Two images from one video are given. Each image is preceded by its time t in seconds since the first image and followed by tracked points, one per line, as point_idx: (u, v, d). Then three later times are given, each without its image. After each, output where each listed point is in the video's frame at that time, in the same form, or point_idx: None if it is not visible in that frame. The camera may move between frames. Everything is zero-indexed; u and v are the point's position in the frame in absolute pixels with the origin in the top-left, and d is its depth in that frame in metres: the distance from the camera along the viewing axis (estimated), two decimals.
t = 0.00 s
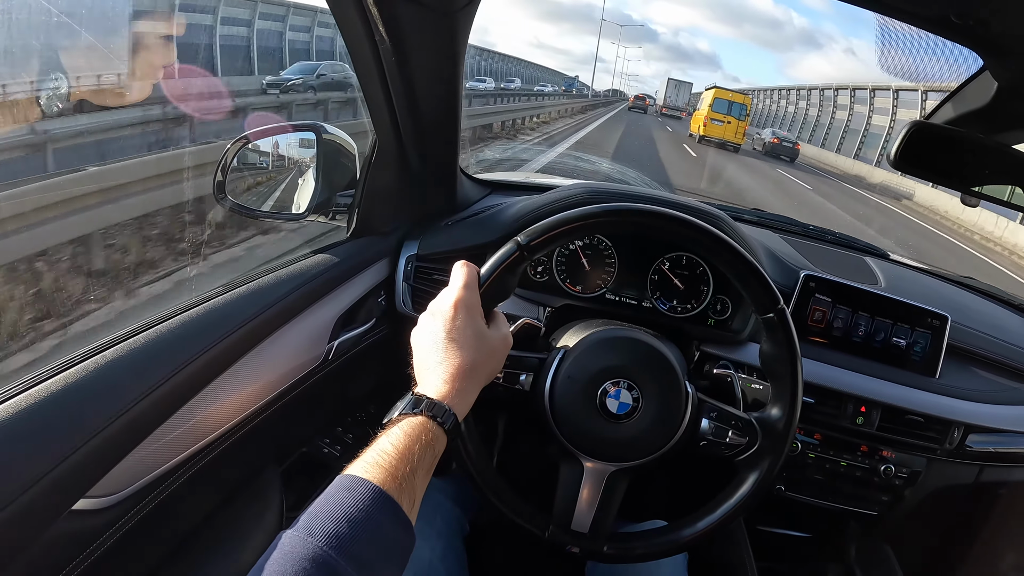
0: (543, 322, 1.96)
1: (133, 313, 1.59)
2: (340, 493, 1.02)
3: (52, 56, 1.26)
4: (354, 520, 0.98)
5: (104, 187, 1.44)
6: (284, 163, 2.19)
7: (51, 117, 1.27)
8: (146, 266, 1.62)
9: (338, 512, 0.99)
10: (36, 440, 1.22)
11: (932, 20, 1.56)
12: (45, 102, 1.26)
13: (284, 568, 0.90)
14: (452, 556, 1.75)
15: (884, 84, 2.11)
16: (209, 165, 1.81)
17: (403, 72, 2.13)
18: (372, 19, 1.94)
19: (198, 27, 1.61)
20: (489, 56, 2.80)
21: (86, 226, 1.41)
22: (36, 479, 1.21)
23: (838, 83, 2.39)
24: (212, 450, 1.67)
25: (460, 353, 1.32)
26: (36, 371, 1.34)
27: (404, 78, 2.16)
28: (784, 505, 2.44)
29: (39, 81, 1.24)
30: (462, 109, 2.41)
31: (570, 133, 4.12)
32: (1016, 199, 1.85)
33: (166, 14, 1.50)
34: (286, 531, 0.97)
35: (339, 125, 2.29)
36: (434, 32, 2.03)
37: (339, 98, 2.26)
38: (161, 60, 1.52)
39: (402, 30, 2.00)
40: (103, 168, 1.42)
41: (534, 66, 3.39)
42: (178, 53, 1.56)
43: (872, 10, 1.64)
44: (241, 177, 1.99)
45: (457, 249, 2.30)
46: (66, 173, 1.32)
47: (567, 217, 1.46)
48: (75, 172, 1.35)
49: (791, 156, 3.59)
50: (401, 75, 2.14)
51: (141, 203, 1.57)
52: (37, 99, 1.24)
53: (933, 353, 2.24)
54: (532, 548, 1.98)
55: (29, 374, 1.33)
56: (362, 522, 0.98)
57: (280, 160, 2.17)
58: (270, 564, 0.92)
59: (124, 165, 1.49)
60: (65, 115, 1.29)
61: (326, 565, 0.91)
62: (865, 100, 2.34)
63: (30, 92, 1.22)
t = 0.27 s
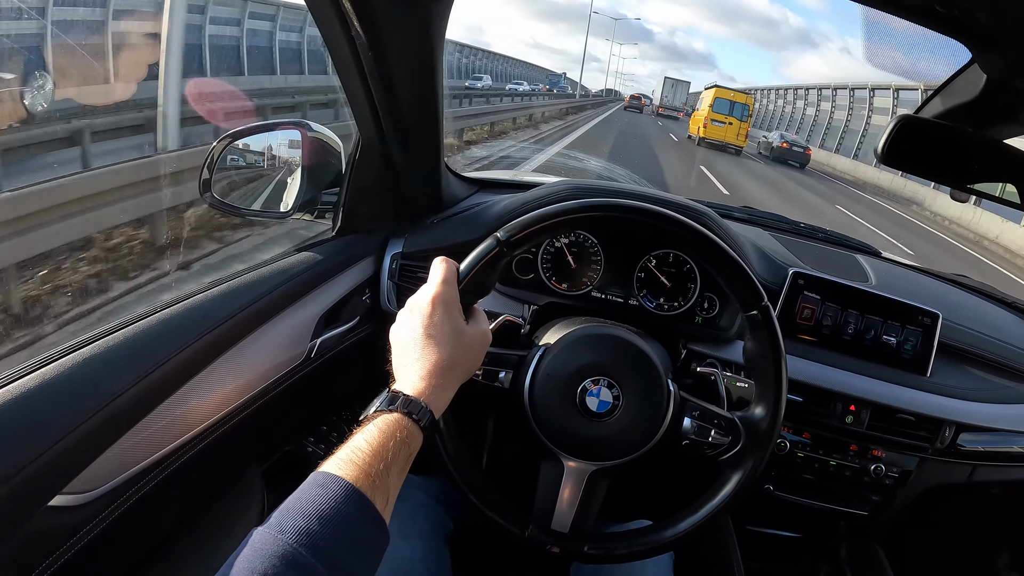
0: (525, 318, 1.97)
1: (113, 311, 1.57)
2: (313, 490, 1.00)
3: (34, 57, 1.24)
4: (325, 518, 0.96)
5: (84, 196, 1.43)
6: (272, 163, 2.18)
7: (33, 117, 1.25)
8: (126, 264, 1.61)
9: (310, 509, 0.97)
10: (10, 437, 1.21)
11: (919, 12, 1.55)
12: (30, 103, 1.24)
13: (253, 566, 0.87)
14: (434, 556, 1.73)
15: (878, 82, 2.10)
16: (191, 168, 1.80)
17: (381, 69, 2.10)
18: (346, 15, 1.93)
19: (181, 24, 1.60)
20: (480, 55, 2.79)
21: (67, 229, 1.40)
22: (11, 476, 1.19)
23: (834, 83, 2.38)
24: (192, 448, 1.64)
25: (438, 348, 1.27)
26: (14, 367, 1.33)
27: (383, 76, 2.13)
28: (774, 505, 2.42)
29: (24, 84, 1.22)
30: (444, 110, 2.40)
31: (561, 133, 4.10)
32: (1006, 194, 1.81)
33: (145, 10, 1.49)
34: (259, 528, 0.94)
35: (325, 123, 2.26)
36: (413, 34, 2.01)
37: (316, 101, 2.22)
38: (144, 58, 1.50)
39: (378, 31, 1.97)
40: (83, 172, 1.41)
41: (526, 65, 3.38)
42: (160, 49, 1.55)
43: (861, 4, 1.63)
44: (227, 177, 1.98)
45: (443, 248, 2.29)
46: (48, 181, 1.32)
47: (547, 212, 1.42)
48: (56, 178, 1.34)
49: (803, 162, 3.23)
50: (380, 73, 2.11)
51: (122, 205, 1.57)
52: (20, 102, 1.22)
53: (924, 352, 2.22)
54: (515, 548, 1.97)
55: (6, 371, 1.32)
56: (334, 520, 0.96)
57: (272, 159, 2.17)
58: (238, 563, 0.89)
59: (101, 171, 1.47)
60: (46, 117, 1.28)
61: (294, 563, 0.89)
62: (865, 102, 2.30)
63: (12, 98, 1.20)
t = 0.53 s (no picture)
0: (514, 316, 1.95)
1: (97, 309, 1.56)
2: (294, 489, 0.98)
3: (21, 58, 1.21)
4: (307, 517, 0.94)
5: (70, 201, 1.42)
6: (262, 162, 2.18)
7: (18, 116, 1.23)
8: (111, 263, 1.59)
9: (292, 508, 0.95)
10: None
11: (910, 5, 1.53)
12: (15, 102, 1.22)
13: (232, 566, 0.85)
14: (423, 556, 1.71)
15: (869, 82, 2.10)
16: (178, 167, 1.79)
17: (365, 63, 2.06)
18: (329, 7, 1.89)
19: (167, 22, 1.58)
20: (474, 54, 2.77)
21: (52, 229, 1.38)
22: None
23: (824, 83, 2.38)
24: (178, 447, 1.62)
25: (423, 346, 1.25)
26: None
27: (367, 70, 2.09)
28: (769, 505, 2.40)
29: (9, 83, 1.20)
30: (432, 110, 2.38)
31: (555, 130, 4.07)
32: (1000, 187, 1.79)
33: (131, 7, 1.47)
34: (238, 528, 0.92)
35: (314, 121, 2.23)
36: (401, 30, 1.99)
37: (295, 104, 2.19)
38: (133, 56, 1.49)
39: (361, 25, 1.94)
40: (69, 173, 1.40)
41: (519, 65, 3.35)
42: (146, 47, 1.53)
43: None
44: (217, 175, 1.97)
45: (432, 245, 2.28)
46: (34, 183, 1.31)
47: (533, 208, 1.39)
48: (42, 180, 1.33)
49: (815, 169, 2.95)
50: (363, 65, 2.07)
51: (110, 205, 1.55)
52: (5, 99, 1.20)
53: (919, 349, 2.20)
54: (505, 548, 1.95)
55: None
56: (316, 518, 0.94)
57: (260, 158, 2.16)
58: (218, 562, 0.87)
59: (86, 170, 1.45)
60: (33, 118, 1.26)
61: (274, 563, 0.87)
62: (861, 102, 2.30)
63: None
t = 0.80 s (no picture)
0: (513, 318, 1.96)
1: (95, 313, 1.56)
2: (294, 492, 0.98)
3: (18, 59, 1.21)
4: (306, 520, 0.94)
5: (65, 203, 1.42)
6: (261, 162, 2.16)
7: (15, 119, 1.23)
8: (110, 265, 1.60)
9: (293, 511, 0.96)
10: None
11: (903, 8, 1.54)
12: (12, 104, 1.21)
13: (233, 569, 0.86)
14: (421, 557, 1.72)
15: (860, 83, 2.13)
16: (174, 169, 1.79)
17: (362, 65, 2.06)
18: (328, 11, 1.89)
19: (164, 25, 1.59)
20: (472, 55, 2.77)
21: (51, 231, 1.39)
22: None
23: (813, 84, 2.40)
24: (178, 448, 1.62)
25: (420, 350, 1.25)
26: None
27: (368, 74, 2.10)
28: (766, 504, 2.41)
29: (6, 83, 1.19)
30: (430, 113, 2.38)
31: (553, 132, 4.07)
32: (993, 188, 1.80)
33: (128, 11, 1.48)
34: (239, 530, 0.93)
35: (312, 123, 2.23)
36: (396, 34, 1.99)
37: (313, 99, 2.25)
38: (129, 59, 1.50)
39: (359, 29, 1.95)
40: (64, 175, 1.40)
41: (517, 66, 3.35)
42: (141, 49, 1.53)
43: None
44: (215, 179, 1.97)
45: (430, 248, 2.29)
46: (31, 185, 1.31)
47: (530, 211, 1.40)
48: (39, 182, 1.33)
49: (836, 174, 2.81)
50: (365, 70, 2.08)
51: (107, 207, 1.56)
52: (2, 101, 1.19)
53: (915, 350, 2.21)
54: (504, 549, 1.96)
55: None
56: (316, 522, 0.95)
57: (258, 160, 2.14)
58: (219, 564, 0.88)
59: (82, 171, 1.46)
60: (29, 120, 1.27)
61: (274, 566, 0.88)
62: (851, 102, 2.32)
63: None
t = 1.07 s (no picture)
0: (513, 316, 1.96)
1: (92, 311, 1.55)
2: (291, 494, 0.98)
3: (16, 59, 1.20)
4: (303, 522, 0.94)
5: (60, 202, 1.41)
6: (257, 161, 2.20)
7: (11, 120, 1.21)
8: (104, 263, 1.59)
9: (290, 514, 0.95)
10: None
11: (904, 3, 1.53)
12: (9, 104, 1.20)
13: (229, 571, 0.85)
14: (421, 557, 1.70)
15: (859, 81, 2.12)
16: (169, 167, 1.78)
17: (359, 63, 2.05)
18: (325, 9, 1.88)
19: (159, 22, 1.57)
20: (469, 53, 2.76)
21: (46, 229, 1.38)
22: None
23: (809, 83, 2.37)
24: (176, 448, 1.61)
25: (418, 350, 1.25)
26: None
27: (364, 71, 2.08)
28: (765, 503, 2.41)
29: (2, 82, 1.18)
30: (428, 111, 2.37)
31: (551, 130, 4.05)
32: (990, 185, 1.81)
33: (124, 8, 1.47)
34: (237, 532, 0.92)
35: (308, 121, 2.25)
36: (393, 32, 1.97)
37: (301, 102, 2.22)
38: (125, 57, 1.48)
39: (356, 27, 1.93)
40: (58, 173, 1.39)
41: (514, 66, 3.33)
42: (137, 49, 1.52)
43: None
44: (212, 175, 1.99)
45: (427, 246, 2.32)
46: (28, 185, 1.30)
47: (528, 208, 1.39)
48: (36, 182, 1.32)
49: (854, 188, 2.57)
50: (361, 67, 2.06)
51: (101, 205, 1.55)
52: None
53: (914, 347, 2.21)
54: (502, 548, 1.95)
55: None
56: (313, 524, 0.94)
57: (257, 157, 2.19)
58: (215, 566, 0.87)
59: (77, 172, 1.44)
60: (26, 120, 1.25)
61: (271, 568, 0.87)
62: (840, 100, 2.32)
63: None
